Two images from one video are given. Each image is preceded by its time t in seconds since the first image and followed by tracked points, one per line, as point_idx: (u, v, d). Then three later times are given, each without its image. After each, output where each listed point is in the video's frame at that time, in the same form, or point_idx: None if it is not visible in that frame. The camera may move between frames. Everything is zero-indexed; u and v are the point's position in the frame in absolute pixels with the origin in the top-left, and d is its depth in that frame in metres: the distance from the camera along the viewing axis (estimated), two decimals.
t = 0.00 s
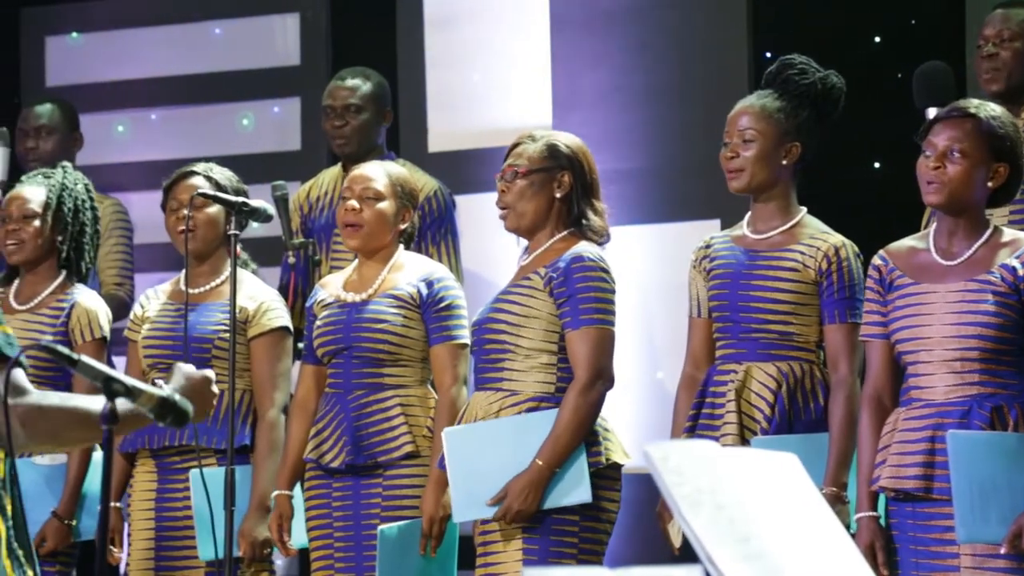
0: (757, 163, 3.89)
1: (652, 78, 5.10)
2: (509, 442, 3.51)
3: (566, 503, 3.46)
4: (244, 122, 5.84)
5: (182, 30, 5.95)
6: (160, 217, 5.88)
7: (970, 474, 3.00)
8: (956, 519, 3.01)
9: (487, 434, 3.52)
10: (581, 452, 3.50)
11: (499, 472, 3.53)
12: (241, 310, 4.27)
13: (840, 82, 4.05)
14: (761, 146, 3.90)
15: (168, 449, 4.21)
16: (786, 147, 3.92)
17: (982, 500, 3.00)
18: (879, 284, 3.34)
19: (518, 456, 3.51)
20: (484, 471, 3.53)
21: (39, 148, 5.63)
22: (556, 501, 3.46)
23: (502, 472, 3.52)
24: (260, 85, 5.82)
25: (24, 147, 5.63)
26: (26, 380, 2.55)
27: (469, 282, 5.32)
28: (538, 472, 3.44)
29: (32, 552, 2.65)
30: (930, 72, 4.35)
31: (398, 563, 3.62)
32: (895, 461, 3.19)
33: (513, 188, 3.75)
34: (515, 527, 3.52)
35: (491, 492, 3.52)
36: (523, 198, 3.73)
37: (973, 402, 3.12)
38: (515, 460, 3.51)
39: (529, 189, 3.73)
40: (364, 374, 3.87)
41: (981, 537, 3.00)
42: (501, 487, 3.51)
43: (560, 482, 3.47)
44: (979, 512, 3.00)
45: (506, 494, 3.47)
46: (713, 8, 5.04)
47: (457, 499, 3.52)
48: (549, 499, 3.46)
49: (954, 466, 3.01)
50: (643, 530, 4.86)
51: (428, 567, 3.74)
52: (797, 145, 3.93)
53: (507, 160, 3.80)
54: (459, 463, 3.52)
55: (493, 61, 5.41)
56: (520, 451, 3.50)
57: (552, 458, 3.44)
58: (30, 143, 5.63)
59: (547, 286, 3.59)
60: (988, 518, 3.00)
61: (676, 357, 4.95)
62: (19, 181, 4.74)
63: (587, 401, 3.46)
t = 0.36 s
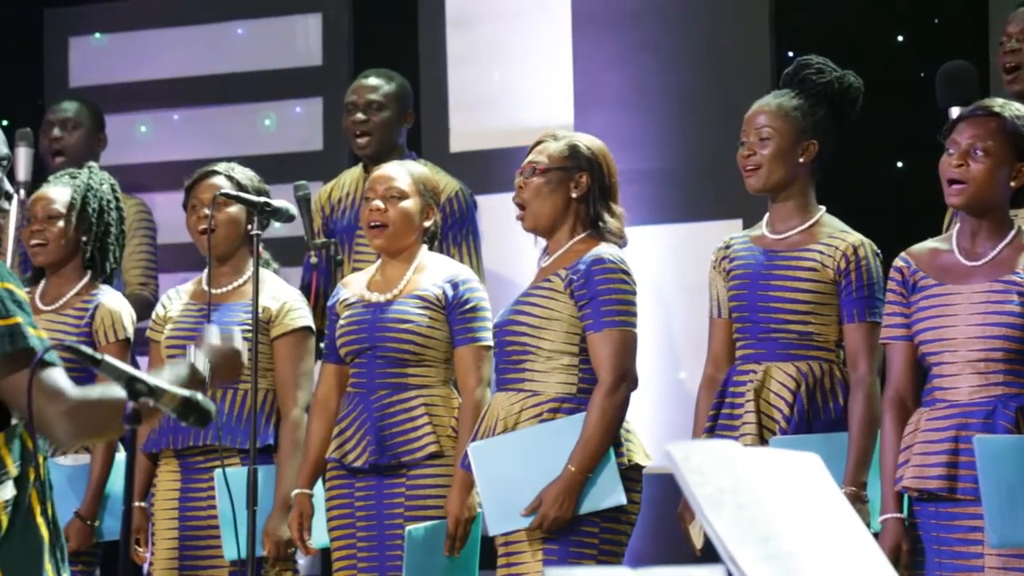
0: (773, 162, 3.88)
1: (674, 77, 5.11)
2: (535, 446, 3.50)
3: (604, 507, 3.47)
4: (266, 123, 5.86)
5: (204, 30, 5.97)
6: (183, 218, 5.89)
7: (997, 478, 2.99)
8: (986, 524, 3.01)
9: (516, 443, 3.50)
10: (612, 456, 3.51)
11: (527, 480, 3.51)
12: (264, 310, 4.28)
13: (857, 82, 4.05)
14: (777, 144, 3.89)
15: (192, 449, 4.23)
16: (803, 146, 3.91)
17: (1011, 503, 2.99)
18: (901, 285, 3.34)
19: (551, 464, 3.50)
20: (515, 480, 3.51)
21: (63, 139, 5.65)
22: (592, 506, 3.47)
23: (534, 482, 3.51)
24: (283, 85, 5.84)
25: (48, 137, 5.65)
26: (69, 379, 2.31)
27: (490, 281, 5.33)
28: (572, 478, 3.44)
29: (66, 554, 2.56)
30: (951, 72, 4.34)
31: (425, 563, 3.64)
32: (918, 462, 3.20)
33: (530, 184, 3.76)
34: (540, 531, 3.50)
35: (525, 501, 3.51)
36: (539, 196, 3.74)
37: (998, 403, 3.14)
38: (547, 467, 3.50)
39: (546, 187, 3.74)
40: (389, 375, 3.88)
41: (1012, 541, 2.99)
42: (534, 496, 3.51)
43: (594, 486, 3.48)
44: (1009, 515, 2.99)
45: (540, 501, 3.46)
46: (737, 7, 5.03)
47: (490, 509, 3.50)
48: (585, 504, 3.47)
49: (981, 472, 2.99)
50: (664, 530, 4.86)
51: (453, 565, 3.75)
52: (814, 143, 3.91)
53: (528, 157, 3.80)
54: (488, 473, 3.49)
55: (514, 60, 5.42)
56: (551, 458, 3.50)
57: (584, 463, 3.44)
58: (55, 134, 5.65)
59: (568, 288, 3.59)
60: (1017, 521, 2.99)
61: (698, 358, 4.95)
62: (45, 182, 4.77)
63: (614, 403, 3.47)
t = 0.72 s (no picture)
0: (789, 162, 3.87)
1: (695, 78, 5.13)
2: (556, 442, 3.50)
3: (628, 500, 3.47)
4: (286, 123, 5.87)
5: (225, 30, 5.98)
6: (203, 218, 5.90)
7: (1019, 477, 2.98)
8: (1008, 524, 2.99)
9: (539, 441, 3.50)
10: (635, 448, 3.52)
11: (552, 475, 3.50)
12: (282, 311, 4.29)
13: (878, 83, 4.02)
14: (793, 144, 3.89)
15: (212, 450, 4.24)
16: (819, 145, 3.90)
17: None
18: (921, 284, 3.34)
19: (574, 458, 3.50)
20: (540, 478, 3.50)
21: (84, 134, 5.68)
22: (617, 499, 3.47)
23: (557, 477, 3.50)
24: (303, 84, 5.85)
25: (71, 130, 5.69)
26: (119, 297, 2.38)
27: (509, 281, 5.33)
28: (597, 471, 3.44)
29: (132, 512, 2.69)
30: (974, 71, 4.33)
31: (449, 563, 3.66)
32: (938, 462, 3.20)
33: (548, 184, 3.76)
34: (564, 530, 3.51)
35: (551, 497, 3.51)
36: (558, 195, 3.74)
37: (1019, 402, 3.13)
38: (571, 462, 3.49)
39: (565, 187, 3.74)
40: (410, 374, 3.89)
41: None
42: (560, 491, 3.50)
43: (618, 480, 3.48)
44: None
45: (566, 496, 3.46)
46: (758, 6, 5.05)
47: (518, 508, 3.51)
48: (610, 498, 3.47)
49: (1003, 471, 2.99)
50: (684, 530, 4.86)
51: (476, 564, 3.77)
52: (831, 143, 3.91)
53: (546, 157, 3.81)
54: (512, 471, 3.50)
55: (534, 60, 5.41)
56: (573, 453, 3.50)
57: (609, 456, 3.44)
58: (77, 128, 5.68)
59: (585, 284, 3.59)
60: None
61: (717, 358, 4.94)
62: (71, 180, 4.79)
63: (636, 395, 3.47)
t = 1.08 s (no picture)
0: (813, 162, 3.87)
1: (716, 78, 5.08)
2: (571, 443, 3.51)
3: (631, 510, 3.46)
4: (306, 123, 5.88)
5: (247, 31, 6.00)
6: (223, 219, 5.92)
7: None
8: None
9: (553, 441, 3.52)
10: (644, 456, 3.49)
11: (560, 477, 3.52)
12: (305, 311, 4.30)
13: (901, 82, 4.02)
14: (817, 144, 3.88)
15: (234, 450, 4.26)
16: (843, 146, 3.89)
17: None
18: (944, 284, 3.37)
19: (583, 463, 3.51)
20: (548, 480, 3.53)
21: (105, 142, 5.70)
22: (620, 507, 3.46)
23: (565, 479, 3.52)
24: (324, 85, 5.87)
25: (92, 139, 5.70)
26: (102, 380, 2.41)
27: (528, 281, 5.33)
28: (602, 478, 3.44)
29: (103, 551, 2.76)
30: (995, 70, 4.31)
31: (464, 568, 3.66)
32: (957, 462, 3.22)
33: (571, 187, 3.75)
34: (575, 533, 3.52)
35: (556, 500, 3.52)
36: (581, 198, 3.73)
37: None
38: (577, 467, 3.51)
39: (588, 190, 3.73)
40: (429, 374, 3.90)
41: None
42: (565, 494, 3.51)
43: (623, 487, 3.47)
44: None
45: (570, 500, 3.47)
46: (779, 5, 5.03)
47: (523, 508, 3.52)
48: (613, 506, 3.47)
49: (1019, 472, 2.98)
50: (704, 530, 4.85)
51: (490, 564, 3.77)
52: (854, 144, 3.90)
53: (568, 159, 3.81)
54: (522, 470, 3.53)
55: (554, 60, 5.42)
56: (583, 456, 3.51)
57: (614, 464, 3.43)
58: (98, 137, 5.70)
59: (607, 288, 3.59)
60: None
61: (738, 359, 4.93)
62: (87, 182, 4.82)
63: (647, 405, 3.45)
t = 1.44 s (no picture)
0: (839, 162, 3.85)
1: (736, 78, 5.10)
2: (592, 444, 3.50)
3: (656, 509, 3.46)
4: (328, 123, 5.90)
5: (268, 32, 6.01)
6: (246, 219, 5.93)
7: None
8: None
9: (575, 442, 3.51)
10: (667, 457, 3.49)
11: (584, 478, 3.52)
12: (327, 311, 4.31)
13: (927, 82, 4.00)
14: (843, 144, 3.86)
15: (258, 450, 4.27)
16: (869, 146, 3.88)
17: None
18: (969, 284, 3.37)
19: (605, 464, 3.50)
20: (570, 481, 3.52)
21: (127, 147, 5.72)
22: (644, 508, 3.46)
23: (588, 480, 3.52)
24: (346, 85, 5.88)
25: (113, 144, 5.72)
26: (146, 337, 2.38)
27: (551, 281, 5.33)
28: (626, 478, 3.44)
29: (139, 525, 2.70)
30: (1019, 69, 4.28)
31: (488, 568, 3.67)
32: (980, 462, 3.22)
33: (593, 187, 3.75)
34: (597, 534, 3.51)
35: (579, 500, 3.52)
36: (603, 198, 3.73)
37: None
38: (600, 468, 3.50)
39: (610, 190, 3.73)
40: (451, 375, 3.90)
41: None
42: (588, 495, 3.52)
43: (648, 488, 3.47)
44: None
45: (594, 500, 3.47)
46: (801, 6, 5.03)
47: (545, 507, 3.52)
48: (638, 506, 3.46)
49: None
50: (727, 529, 4.84)
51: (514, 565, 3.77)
52: (880, 144, 3.88)
53: (590, 159, 3.80)
54: (545, 470, 3.52)
55: (575, 59, 5.41)
56: (605, 457, 3.50)
57: (638, 464, 3.43)
58: (119, 142, 5.73)
59: (629, 289, 3.58)
60: None
61: (762, 359, 4.92)
62: (103, 184, 4.84)
63: (670, 405, 3.45)
